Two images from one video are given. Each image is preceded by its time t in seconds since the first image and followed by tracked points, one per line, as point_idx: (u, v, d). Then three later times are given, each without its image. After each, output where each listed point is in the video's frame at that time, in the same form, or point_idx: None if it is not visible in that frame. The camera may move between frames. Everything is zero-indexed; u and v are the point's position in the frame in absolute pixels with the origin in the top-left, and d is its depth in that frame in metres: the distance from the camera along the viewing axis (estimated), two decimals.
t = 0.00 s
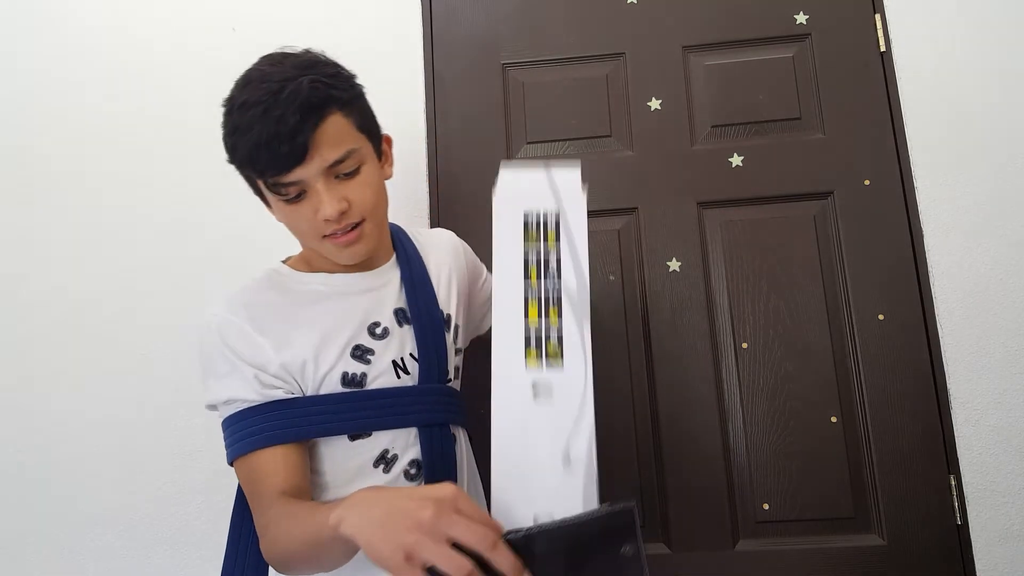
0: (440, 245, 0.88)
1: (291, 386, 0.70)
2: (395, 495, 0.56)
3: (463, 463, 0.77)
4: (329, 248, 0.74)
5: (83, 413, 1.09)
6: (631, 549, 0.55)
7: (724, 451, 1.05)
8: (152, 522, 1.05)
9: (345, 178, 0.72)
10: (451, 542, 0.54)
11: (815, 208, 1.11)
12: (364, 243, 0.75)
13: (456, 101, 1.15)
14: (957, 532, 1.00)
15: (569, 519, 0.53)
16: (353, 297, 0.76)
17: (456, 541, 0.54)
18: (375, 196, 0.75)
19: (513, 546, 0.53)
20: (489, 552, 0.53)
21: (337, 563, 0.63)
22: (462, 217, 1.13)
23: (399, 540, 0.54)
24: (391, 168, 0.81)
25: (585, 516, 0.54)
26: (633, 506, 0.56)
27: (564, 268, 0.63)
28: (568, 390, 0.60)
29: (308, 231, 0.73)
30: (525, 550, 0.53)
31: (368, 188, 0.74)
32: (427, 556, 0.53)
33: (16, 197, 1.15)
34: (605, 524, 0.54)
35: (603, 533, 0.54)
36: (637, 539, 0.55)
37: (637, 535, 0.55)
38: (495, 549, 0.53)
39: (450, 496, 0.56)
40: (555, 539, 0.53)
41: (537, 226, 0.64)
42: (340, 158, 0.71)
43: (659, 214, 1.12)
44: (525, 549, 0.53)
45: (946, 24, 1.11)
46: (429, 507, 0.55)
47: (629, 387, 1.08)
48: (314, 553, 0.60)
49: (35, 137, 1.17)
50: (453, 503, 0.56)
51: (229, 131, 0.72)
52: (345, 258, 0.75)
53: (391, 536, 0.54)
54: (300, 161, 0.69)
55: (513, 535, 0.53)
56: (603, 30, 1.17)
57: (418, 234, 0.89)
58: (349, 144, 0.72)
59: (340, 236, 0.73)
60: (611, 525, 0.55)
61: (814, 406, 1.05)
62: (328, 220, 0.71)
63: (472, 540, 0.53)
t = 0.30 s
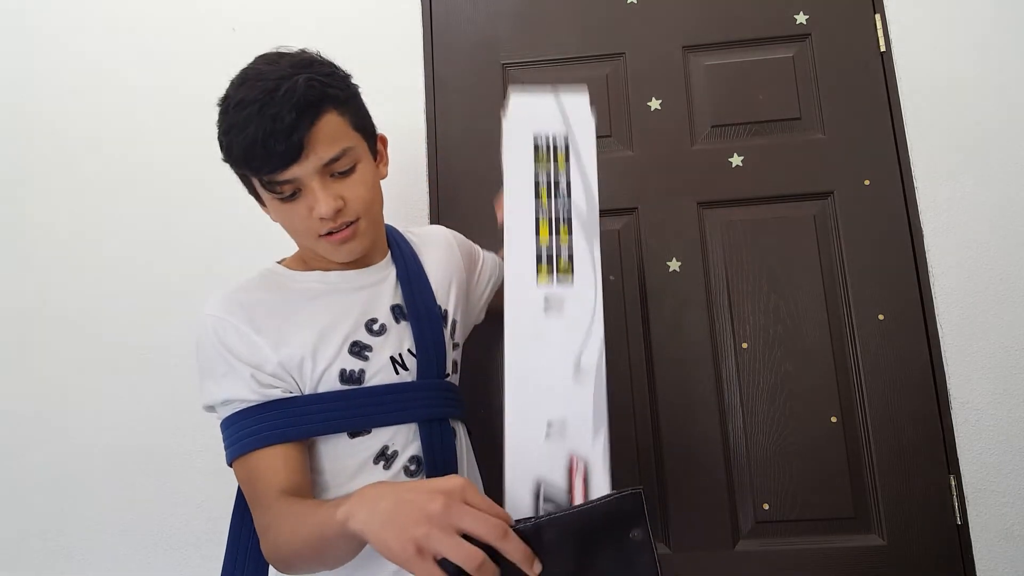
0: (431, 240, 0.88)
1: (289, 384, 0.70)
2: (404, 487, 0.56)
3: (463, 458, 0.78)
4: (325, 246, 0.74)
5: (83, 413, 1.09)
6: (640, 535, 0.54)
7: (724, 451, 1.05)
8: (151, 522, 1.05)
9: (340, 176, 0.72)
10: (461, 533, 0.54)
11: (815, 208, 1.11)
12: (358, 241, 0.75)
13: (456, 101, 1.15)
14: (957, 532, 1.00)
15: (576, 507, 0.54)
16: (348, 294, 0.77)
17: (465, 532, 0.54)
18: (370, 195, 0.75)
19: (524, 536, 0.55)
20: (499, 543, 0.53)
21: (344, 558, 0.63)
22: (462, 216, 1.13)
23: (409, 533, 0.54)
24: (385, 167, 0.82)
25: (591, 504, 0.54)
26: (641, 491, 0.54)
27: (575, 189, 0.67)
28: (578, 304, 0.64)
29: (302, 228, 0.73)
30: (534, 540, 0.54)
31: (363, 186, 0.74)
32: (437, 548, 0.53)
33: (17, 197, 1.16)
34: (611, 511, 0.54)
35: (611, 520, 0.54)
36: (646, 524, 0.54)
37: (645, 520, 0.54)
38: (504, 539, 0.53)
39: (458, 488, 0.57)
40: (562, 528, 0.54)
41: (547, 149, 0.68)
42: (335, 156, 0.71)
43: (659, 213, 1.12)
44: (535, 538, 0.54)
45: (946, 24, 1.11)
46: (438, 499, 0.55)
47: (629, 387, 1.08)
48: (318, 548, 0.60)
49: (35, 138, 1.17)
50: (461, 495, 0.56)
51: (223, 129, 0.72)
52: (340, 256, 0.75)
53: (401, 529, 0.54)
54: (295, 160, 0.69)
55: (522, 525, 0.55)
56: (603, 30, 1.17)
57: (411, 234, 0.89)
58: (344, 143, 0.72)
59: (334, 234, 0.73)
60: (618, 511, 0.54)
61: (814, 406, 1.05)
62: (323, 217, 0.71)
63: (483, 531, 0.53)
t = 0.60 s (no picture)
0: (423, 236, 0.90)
1: (293, 386, 0.70)
2: (407, 494, 0.56)
3: (466, 457, 0.78)
4: (318, 238, 0.73)
5: (83, 413, 1.09)
6: (645, 540, 0.53)
7: (724, 451, 1.05)
8: (151, 522, 1.05)
9: (327, 164, 0.72)
10: (463, 540, 0.54)
11: (815, 208, 1.11)
12: (351, 229, 0.74)
13: (456, 100, 1.15)
14: (957, 532, 1.00)
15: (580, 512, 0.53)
16: (349, 294, 0.77)
17: (468, 539, 0.54)
18: (361, 182, 0.74)
19: (526, 542, 0.53)
20: (503, 549, 0.52)
21: (348, 563, 0.63)
22: (462, 216, 1.12)
23: (411, 541, 0.54)
24: (382, 163, 0.82)
25: (595, 509, 0.53)
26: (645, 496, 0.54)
27: (535, 103, 0.66)
28: (553, 211, 0.63)
29: (291, 220, 0.73)
30: (537, 546, 0.53)
31: (351, 173, 0.73)
32: (439, 555, 0.53)
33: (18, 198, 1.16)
34: (615, 516, 0.53)
35: (614, 525, 0.53)
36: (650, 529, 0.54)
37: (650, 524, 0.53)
38: (507, 545, 0.53)
39: (460, 494, 0.56)
40: (567, 533, 0.53)
41: (503, 72, 0.66)
42: (319, 144, 0.72)
43: (659, 214, 1.12)
44: (537, 544, 0.53)
45: (946, 24, 1.11)
46: (439, 506, 0.55)
47: (629, 387, 1.08)
48: (323, 554, 0.60)
49: (35, 139, 1.17)
50: (463, 501, 0.56)
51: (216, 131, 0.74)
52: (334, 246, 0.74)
53: (403, 537, 0.54)
54: (278, 149, 0.70)
55: (524, 531, 0.53)
56: (603, 30, 1.17)
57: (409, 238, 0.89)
58: (327, 130, 0.73)
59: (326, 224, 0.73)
60: (622, 516, 0.53)
61: (814, 405, 1.05)
62: (312, 206, 0.71)
63: (485, 538, 0.53)
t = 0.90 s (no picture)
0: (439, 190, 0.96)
1: (294, 386, 0.71)
2: (429, 502, 0.60)
3: (468, 455, 0.78)
4: (302, 216, 0.78)
5: (82, 414, 1.09)
6: (658, 539, 0.60)
7: (724, 450, 1.05)
8: (151, 522, 1.05)
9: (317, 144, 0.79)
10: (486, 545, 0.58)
11: (815, 208, 1.11)
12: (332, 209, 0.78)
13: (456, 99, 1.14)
14: (957, 532, 1.00)
15: (600, 513, 0.60)
16: (349, 291, 0.77)
17: (491, 544, 0.58)
18: (347, 165, 0.79)
19: (547, 546, 0.59)
20: (526, 554, 0.57)
21: (356, 568, 0.64)
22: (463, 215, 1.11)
23: (438, 545, 0.58)
24: (384, 163, 0.87)
25: (612, 509, 0.60)
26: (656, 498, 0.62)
27: None
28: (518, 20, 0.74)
29: (282, 193, 0.79)
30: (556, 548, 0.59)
31: (340, 155, 0.79)
32: (465, 559, 0.57)
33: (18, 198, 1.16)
34: (630, 516, 0.60)
35: (630, 525, 0.60)
36: (662, 529, 0.61)
37: (662, 523, 0.61)
38: (530, 550, 0.57)
39: (483, 501, 0.60)
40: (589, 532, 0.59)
41: None
42: (312, 124, 0.79)
43: (659, 214, 1.12)
44: (558, 547, 0.59)
45: (946, 24, 1.11)
46: (465, 511, 0.59)
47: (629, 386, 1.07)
48: (338, 560, 0.62)
49: (35, 140, 1.17)
50: (486, 508, 0.60)
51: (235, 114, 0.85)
52: (316, 225, 0.78)
53: (430, 542, 0.58)
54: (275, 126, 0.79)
55: (546, 536, 0.59)
56: (603, 30, 1.17)
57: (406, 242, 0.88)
58: (322, 113, 0.80)
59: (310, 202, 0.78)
60: (637, 516, 0.61)
61: (814, 405, 1.05)
62: (297, 180, 0.77)
63: (509, 543, 0.57)
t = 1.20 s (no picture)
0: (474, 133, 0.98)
1: (294, 380, 0.71)
2: (441, 470, 0.57)
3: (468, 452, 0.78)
4: (315, 212, 0.87)
5: (83, 413, 1.09)
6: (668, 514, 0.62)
7: (724, 451, 1.05)
8: (151, 522, 1.05)
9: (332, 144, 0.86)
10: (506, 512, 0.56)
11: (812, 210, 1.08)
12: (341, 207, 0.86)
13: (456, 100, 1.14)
14: (957, 532, 1.01)
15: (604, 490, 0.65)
16: (350, 288, 0.78)
17: (510, 509, 0.55)
18: (359, 166, 0.86)
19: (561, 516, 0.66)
20: (543, 520, 0.56)
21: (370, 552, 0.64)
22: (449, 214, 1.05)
23: (457, 512, 0.55)
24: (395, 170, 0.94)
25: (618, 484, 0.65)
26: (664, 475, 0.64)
27: None
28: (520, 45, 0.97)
29: (298, 189, 0.89)
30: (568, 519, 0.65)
31: (351, 156, 0.86)
32: (485, 525, 0.54)
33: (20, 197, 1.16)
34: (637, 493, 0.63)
35: (637, 501, 0.63)
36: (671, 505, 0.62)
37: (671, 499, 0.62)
38: (547, 517, 0.56)
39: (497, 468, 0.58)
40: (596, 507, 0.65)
41: None
42: (325, 125, 0.86)
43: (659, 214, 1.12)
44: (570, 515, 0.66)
45: (946, 24, 1.11)
46: (482, 479, 0.56)
47: (629, 385, 1.07)
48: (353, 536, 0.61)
49: (35, 139, 1.17)
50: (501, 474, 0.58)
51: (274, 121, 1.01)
52: (326, 221, 0.86)
53: (448, 509, 0.55)
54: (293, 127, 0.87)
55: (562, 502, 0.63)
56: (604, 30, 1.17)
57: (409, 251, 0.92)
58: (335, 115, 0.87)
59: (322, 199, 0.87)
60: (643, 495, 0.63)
61: (814, 406, 1.06)
62: (311, 176, 0.86)
63: (526, 507, 0.56)
